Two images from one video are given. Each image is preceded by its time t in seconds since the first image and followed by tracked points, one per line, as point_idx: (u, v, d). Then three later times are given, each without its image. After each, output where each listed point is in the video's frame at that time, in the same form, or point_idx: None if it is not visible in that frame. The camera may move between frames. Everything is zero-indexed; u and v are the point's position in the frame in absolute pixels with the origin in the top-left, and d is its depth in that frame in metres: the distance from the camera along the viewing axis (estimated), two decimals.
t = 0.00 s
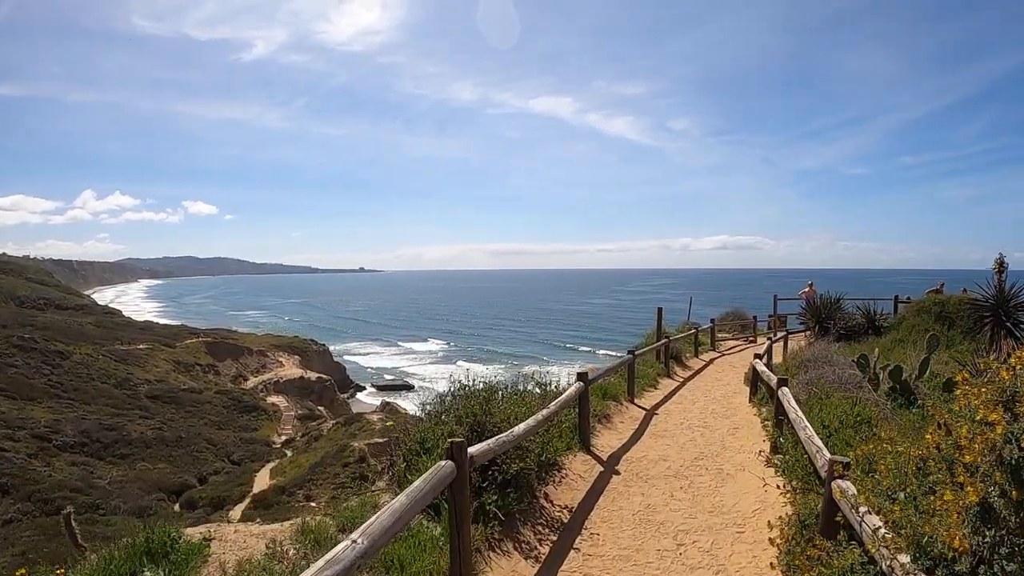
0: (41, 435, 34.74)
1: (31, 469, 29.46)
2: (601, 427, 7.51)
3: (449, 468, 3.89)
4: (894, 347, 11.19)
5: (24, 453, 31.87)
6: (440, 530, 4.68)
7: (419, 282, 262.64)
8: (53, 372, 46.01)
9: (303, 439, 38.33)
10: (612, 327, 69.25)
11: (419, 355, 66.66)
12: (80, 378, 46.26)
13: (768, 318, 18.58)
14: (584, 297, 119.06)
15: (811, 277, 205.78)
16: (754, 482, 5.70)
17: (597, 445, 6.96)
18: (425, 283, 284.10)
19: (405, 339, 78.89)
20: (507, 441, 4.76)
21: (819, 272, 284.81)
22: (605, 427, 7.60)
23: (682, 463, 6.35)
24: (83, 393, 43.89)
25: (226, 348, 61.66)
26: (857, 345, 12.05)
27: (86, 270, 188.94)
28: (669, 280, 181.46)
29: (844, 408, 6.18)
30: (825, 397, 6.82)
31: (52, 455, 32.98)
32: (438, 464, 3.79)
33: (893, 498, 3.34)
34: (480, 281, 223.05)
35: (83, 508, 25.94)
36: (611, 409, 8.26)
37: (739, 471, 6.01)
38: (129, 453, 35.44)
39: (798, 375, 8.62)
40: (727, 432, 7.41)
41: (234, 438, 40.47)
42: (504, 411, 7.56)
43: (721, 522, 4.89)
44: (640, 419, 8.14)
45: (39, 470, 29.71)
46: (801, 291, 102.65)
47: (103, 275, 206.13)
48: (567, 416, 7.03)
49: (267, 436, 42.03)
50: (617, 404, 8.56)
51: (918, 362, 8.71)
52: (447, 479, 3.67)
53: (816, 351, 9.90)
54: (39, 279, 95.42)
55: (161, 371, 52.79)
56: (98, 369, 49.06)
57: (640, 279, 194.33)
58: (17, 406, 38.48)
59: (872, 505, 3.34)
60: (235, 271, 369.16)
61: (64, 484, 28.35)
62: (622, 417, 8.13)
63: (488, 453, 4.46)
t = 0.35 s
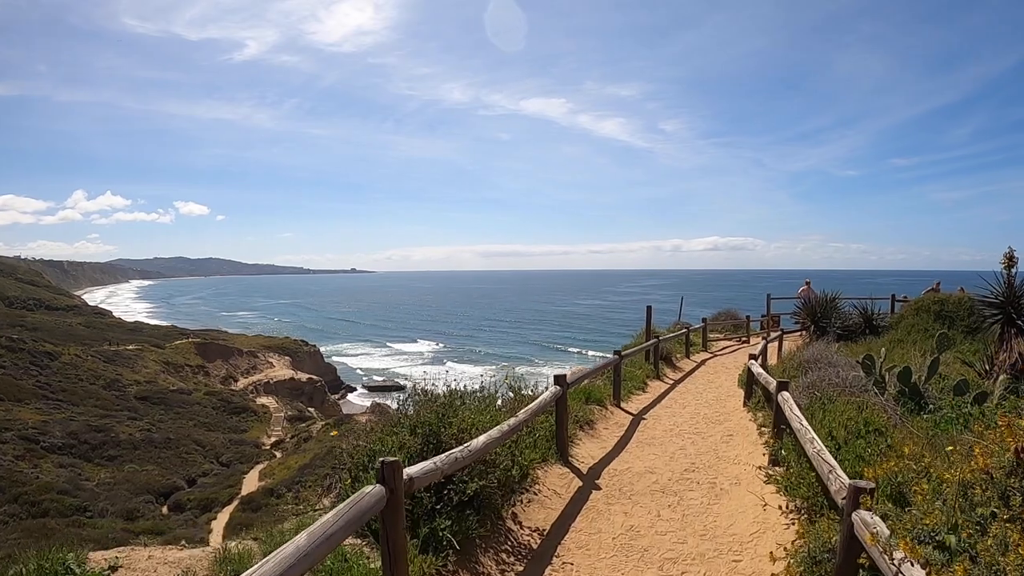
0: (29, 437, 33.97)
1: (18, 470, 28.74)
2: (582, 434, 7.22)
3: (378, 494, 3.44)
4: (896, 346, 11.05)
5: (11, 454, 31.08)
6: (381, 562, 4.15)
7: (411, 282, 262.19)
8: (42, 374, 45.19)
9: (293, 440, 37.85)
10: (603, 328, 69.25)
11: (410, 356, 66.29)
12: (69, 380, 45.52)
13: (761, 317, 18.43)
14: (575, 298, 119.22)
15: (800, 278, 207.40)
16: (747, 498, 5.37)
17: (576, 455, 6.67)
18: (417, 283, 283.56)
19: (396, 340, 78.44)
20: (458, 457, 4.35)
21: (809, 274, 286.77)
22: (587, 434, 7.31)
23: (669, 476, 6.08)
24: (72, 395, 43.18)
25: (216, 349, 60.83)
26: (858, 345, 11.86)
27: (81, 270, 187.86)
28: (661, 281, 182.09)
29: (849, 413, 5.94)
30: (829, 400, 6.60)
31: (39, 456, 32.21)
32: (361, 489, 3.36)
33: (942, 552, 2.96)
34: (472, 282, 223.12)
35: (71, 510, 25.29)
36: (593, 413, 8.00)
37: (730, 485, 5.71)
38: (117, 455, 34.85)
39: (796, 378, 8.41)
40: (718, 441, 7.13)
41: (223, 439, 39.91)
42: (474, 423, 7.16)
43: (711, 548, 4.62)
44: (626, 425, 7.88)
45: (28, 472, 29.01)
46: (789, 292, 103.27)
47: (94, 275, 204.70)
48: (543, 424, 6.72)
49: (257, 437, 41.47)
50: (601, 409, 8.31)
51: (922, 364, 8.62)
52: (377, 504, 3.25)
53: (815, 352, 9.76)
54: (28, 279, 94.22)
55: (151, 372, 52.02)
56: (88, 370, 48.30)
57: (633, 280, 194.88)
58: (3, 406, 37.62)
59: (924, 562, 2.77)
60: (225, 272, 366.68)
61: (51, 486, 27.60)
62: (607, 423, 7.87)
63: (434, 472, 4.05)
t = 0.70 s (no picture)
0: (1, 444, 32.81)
1: None
2: (558, 451, 6.94)
3: (289, 554, 3.08)
4: (891, 347, 10.95)
5: None
6: None
7: (392, 285, 260.86)
8: (15, 379, 43.80)
9: (273, 445, 37.10)
10: (585, 330, 69.50)
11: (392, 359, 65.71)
12: (44, 386, 44.17)
13: (745, 318, 18.45)
14: (557, 300, 119.28)
15: (778, 279, 210.43)
16: (740, 525, 5.10)
17: (549, 477, 6.30)
18: (398, 286, 282.33)
19: (377, 343, 77.58)
20: (400, 497, 3.97)
21: (786, 275, 290.95)
22: (563, 450, 7.05)
23: (654, 500, 5.73)
24: (48, 400, 41.89)
25: (194, 354, 59.53)
26: (850, 347, 11.72)
27: (54, 275, 183.23)
28: (641, 283, 183.40)
29: (851, 428, 5.72)
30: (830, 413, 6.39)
31: (13, 464, 31.11)
32: (263, 550, 2.97)
33: None
34: (453, 284, 222.53)
35: (46, 519, 24.38)
36: (570, 428, 7.71)
37: (720, 509, 5.44)
38: (93, 462, 33.85)
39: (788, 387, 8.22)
40: (705, 457, 6.88)
41: (203, 445, 39.00)
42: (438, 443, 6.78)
43: None
44: (605, 439, 7.65)
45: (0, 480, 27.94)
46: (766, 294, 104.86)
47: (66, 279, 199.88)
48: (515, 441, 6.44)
49: (237, 443, 40.57)
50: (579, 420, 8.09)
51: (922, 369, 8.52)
52: (281, 565, 2.86)
53: (805, 356, 9.63)
54: None
55: (128, 377, 50.69)
56: (64, 376, 46.94)
57: (613, 282, 196.17)
58: None
59: None
60: (203, 275, 361.20)
61: (26, 495, 26.64)
62: (584, 437, 7.63)
63: (367, 516, 3.67)
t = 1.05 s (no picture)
0: None
1: None
2: (545, 474, 6.52)
3: None
4: (897, 351, 10.76)
5: None
6: None
7: (387, 284, 260.24)
8: (8, 379, 43.25)
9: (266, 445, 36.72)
10: (580, 330, 69.31)
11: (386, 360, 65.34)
12: (37, 385, 43.58)
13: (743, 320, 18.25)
14: (551, 300, 119.17)
15: (770, 278, 210.93)
16: (754, 569, 4.47)
17: (531, 509, 5.72)
18: (393, 285, 281.78)
19: (372, 343, 77.21)
20: None
21: (781, 274, 291.90)
22: (550, 473, 6.64)
23: (653, 535, 5.14)
24: (41, 400, 41.29)
25: (188, 353, 58.84)
26: (856, 350, 11.50)
27: (49, 274, 182.31)
28: (633, 283, 183.08)
29: (877, 453, 5.45)
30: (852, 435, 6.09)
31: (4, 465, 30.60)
32: None
33: None
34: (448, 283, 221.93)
35: (38, 521, 23.86)
36: (559, 447, 7.33)
37: (730, 547, 4.82)
38: (85, 463, 33.44)
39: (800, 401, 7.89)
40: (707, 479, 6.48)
41: (197, 445, 38.53)
42: (399, 475, 6.01)
43: None
44: (598, 458, 7.31)
45: None
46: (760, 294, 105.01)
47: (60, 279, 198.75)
48: (495, 464, 5.95)
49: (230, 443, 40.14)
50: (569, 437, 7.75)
51: (940, 378, 8.20)
52: None
53: (812, 365, 9.35)
54: None
55: (122, 377, 50.04)
56: (58, 376, 46.35)
57: (607, 282, 196.29)
58: None
59: None
60: (197, 274, 359.31)
61: (17, 497, 26.17)
62: (576, 457, 7.27)
63: None
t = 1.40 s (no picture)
0: None
1: None
2: (520, 488, 6.24)
3: None
4: (900, 349, 10.64)
5: None
6: None
7: (380, 285, 259.10)
8: None
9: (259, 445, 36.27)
10: (572, 330, 69.17)
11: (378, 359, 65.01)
12: (26, 385, 42.86)
13: (736, 320, 18.12)
14: (544, 300, 118.92)
15: (763, 280, 211.81)
16: None
17: (497, 529, 5.42)
18: (386, 286, 280.48)
19: (365, 343, 76.74)
20: None
21: (770, 276, 293.90)
22: (527, 484, 6.40)
23: (644, 559, 4.86)
24: (32, 400, 40.59)
25: (179, 354, 57.38)
26: (856, 349, 11.40)
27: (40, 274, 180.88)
28: (626, 284, 183.12)
29: (901, 464, 5.25)
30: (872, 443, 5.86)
31: None
32: None
33: None
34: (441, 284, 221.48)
35: (27, 521, 23.22)
36: (537, 454, 7.10)
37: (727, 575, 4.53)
38: (75, 463, 32.82)
39: (804, 404, 7.67)
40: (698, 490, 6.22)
41: (188, 445, 38.09)
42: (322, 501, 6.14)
43: None
44: (580, 465, 7.12)
45: None
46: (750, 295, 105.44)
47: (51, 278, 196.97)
48: (456, 481, 5.71)
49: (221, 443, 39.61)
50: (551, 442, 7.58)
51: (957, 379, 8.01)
52: None
53: (816, 364, 9.17)
54: None
55: (112, 377, 49.31)
56: (48, 376, 45.59)
57: (600, 283, 196.38)
58: None
59: None
60: (189, 274, 356.93)
61: (6, 498, 25.60)
62: (556, 463, 7.08)
63: None
